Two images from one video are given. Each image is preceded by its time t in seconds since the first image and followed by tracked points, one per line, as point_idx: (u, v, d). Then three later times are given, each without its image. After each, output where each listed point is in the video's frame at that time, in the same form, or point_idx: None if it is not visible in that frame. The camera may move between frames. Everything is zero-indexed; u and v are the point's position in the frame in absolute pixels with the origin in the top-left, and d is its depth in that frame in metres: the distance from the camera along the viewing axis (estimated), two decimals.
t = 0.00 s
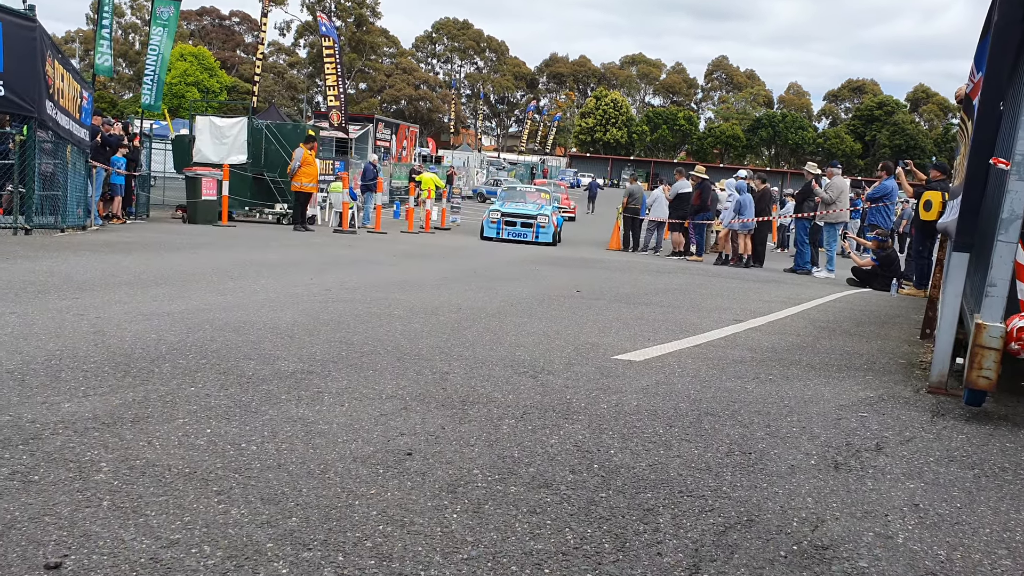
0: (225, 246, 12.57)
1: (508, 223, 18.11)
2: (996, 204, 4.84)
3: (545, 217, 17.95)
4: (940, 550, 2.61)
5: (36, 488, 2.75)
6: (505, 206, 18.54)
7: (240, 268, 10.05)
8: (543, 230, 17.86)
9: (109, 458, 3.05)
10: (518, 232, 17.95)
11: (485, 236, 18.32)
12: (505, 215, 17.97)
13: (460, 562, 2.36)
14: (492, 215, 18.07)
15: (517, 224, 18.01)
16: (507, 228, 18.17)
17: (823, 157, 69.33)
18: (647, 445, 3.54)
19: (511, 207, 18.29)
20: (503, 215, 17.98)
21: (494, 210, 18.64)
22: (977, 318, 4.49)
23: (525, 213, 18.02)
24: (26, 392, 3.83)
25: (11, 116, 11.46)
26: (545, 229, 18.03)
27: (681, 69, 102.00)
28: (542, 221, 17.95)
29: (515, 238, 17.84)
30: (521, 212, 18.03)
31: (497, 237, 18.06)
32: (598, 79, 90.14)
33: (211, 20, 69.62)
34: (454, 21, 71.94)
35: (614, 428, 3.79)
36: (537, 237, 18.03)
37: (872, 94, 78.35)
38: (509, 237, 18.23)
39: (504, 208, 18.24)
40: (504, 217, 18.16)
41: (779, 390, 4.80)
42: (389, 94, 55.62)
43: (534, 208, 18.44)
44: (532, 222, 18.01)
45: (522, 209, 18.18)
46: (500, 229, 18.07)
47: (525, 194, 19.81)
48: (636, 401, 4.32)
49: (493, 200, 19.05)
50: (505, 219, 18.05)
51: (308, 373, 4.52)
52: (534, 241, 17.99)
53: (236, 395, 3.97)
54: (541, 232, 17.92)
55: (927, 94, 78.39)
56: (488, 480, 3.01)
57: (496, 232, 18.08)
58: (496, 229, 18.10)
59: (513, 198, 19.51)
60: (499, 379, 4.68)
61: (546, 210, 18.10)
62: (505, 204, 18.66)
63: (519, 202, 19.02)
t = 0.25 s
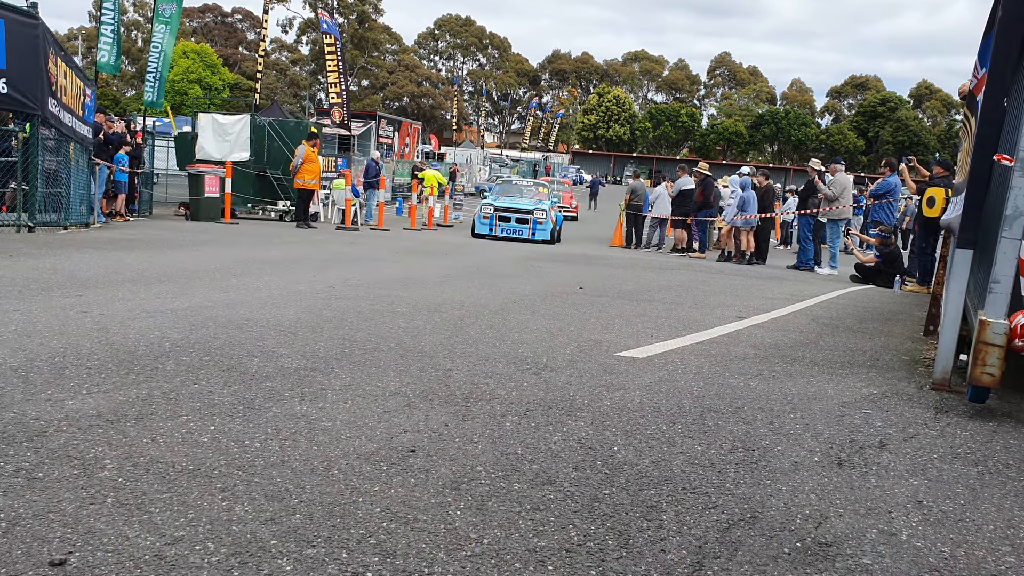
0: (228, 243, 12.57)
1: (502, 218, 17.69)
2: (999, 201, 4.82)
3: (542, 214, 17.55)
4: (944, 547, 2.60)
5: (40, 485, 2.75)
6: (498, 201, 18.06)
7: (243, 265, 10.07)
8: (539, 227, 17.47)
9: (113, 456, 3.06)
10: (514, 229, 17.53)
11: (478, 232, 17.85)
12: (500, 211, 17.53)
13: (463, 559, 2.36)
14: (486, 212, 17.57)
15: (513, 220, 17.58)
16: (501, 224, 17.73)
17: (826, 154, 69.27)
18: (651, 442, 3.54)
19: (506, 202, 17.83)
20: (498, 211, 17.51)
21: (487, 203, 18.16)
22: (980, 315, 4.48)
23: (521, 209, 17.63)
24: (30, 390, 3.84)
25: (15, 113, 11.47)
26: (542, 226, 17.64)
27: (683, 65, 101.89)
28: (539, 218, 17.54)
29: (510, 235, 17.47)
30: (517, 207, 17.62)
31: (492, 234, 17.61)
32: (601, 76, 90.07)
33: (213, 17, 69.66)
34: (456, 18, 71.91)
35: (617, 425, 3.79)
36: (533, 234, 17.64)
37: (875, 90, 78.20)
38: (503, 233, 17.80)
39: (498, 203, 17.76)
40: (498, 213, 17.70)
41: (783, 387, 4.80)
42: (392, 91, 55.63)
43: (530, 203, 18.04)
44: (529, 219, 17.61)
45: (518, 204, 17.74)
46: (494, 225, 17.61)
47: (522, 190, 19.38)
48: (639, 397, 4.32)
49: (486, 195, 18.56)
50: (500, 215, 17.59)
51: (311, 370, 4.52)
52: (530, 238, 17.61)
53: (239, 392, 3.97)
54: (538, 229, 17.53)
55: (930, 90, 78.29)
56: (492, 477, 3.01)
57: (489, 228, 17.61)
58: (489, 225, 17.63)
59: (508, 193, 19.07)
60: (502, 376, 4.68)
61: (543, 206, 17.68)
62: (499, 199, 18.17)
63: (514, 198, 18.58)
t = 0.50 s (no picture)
0: (229, 241, 12.57)
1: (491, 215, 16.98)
2: (1000, 195, 4.82)
3: (535, 210, 16.89)
4: (946, 540, 2.61)
5: (44, 479, 2.76)
6: (487, 196, 17.29)
7: (244, 262, 10.07)
8: (532, 224, 16.83)
9: (116, 450, 3.06)
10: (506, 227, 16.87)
11: (466, 230, 17.15)
12: (490, 208, 16.82)
13: (467, 552, 2.37)
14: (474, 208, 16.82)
15: (504, 218, 16.89)
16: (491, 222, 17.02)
17: (826, 151, 69.28)
18: (652, 437, 3.54)
19: (496, 197, 17.08)
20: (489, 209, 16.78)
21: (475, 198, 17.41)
22: (981, 309, 4.49)
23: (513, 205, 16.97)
24: (32, 386, 3.84)
25: (15, 112, 11.47)
26: (535, 223, 17.00)
27: (683, 62, 101.81)
28: (532, 215, 16.88)
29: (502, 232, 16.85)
30: (508, 204, 16.91)
31: (482, 232, 16.91)
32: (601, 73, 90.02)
33: (213, 15, 69.60)
34: (456, 15, 71.83)
35: (619, 420, 3.79)
36: (526, 232, 17.00)
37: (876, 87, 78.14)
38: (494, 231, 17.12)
39: (488, 199, 17.00)
40: (487, 210, 16.96)
41: (784, 382, 4.81)
42: (391, 88, 55.60)
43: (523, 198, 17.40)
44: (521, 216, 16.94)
45: (509, 200, 17.04)
46: (483, 223, 16.88)
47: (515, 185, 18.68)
48: (641, 392, 4.33)
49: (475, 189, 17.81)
50: (489, 212, 16.85)
51: (313, 366, 4.53)
52: (522, 236, 16.96)
53: (241, 387, 3.98)
54: (531, 227, 16.87)
55: (930, 86, 78.30)
56: (495, 471, 3.02)
57: (479, 226, 16.90)
58: (479, 223, 16.92)
59: (498, 188, 18.34)
60: (503, 371, 4.68)
61: (537, 202, 17.02)
62: (488, 194, 17.42)
63: (504, 193, 17.83)
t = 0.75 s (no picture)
0: (230, 241, 12.58)
1: (478, 212, 16.18)
2: (1003, 187, 4.82)
3: (526, 206, 16.12)
4: (954, 528, 2.61)
5: (51, 475, 2.76)
6: (471, 191, 16.49)
7: (245, 261, 10.07)
8: (522, 222, 16.02)
9: (122, 446, 3.06)
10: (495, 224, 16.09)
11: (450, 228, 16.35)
12: (476, 206, 15.99)
13: (475, 543, 2.37)
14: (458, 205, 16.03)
15: (491, 215, 16.11)
16: (477, 219, 16.22)
17: (826, 147, 69.29)
18: (658, 429, 3.54)
19: (482, 193, 16.27)
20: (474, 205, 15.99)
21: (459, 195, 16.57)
22: (985, 301, 4.48)
23: (501, 202, 16.12)
24: (36, 383, 3.84)
25: (14, 112, 11.46)
26: (526, 220, 16.22)
27: (682, 60, 101.74)
28: (522, 212, 16.10)
29: (489, 231, 16.06)
30: (496, 201, 16.07)
31: (468, 230, 16.12)
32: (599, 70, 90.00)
33: (211, 16, 69.58)
34: (455, 14, 71.78)
35: (624, 413, 3.79)
36: (516, 229, 16.21)
37: (875, 83, 78.11)
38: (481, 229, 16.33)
39: (472, 195, 16.20)
40: (472, 206, 16.17)
41: (788, 375, 4.81)
42: (390, 87, 55.62)
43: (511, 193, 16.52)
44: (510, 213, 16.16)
45: (496, 196, 16.26)
46: (468, 221, 16.09)
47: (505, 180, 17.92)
48: (645, 386, 4.33)
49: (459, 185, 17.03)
50: (474, 209, 16.05)
51: (318, 362, 4.53)
52: (512, 235, 16.16)
53: (246, 383, 3.98)
54: (521, 224, 16.09)
55: (928, 82, 78.29)
56: (500, 464, 3.02)
57: (463, 224, 16.10)
58: (463, 221, 16.12)
59: (486, 183, 17.56)
60: (507, 367, 4.68)
61: (527, 198, 16.25)
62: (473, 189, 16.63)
63: (492, 188, 17.03)
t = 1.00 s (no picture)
0: (231, 241, 12.58)
1: (461, 209, 14.82)
2: (1007, 180, 4.82)
3: (513, 201, 14.78)
4: (964, 519, 2.61)
5: (59, 473, 2.76)
6: (453, 186, 15.21)
7: (247, 261, 10.05)
8: (511, 220, 14.72)
9: (129, 444, 3.06)
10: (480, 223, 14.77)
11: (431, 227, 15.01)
12: (459, 202, 14.65)
13: (485, 537, 2.36)
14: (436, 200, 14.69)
15: (476, 212, 14.79)
16: (460, 216, 14.88)
17: (825, 143, 69.30)
18: (664, 423, 3.54)
19: (465, 188, 14.90)
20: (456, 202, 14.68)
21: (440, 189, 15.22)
22: (990, 293, 4.47)
23: (487, 197, 14.78)
24: (41, 383, 3.84)
25: (14, 114, 11.46)
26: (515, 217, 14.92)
27: (681, 56, 101.64)
28: (510, 208, 14.79)
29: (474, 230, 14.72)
30: (481, 196, 14.73)
31: (450, 229, 14.79)
32: (598, 68, 89.96)
33: (209, 17, 69.54)
34: (453, 12, 71.74)
35: (629, 407, 3.79)
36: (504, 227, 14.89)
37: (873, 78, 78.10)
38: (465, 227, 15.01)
39: (453, 189, 14.89)
40: (454, 202, 14.88)
41: (793, 369, 4.81)
42: (389, 87, 55.63)
43: (499, 187, 15.19)
44: (497, 209, 14.86)
45: (481, 191, 14.95)
46: (451, 219, 14.75)
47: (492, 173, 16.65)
48: (650, 381, 4.33)
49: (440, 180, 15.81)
50: (456, 205, 14.67)
51: (322, 360, 4.52)
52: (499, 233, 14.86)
53: (251, 382, 3.97)
54: (510, 221, 14.78)
55: (927, 77, 78.32)
56: (508, 459, 3.01)
57: (445, 222, 14.76)
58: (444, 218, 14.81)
59: (470, 177, 16.27)
60: (511, 363, 4.68)
61: (516, 193, 14.94)
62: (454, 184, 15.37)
63: (477, 182, 15.73)
